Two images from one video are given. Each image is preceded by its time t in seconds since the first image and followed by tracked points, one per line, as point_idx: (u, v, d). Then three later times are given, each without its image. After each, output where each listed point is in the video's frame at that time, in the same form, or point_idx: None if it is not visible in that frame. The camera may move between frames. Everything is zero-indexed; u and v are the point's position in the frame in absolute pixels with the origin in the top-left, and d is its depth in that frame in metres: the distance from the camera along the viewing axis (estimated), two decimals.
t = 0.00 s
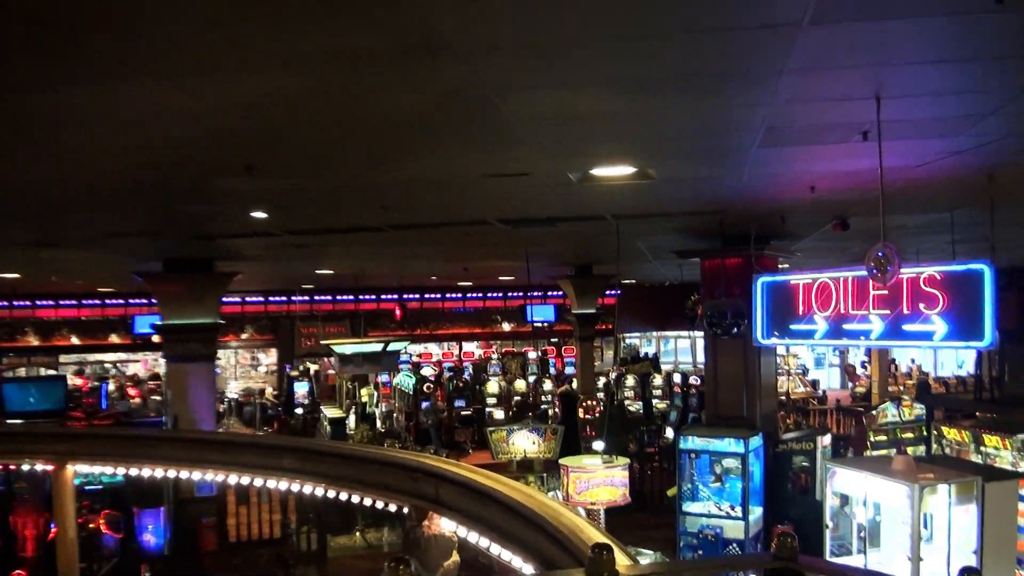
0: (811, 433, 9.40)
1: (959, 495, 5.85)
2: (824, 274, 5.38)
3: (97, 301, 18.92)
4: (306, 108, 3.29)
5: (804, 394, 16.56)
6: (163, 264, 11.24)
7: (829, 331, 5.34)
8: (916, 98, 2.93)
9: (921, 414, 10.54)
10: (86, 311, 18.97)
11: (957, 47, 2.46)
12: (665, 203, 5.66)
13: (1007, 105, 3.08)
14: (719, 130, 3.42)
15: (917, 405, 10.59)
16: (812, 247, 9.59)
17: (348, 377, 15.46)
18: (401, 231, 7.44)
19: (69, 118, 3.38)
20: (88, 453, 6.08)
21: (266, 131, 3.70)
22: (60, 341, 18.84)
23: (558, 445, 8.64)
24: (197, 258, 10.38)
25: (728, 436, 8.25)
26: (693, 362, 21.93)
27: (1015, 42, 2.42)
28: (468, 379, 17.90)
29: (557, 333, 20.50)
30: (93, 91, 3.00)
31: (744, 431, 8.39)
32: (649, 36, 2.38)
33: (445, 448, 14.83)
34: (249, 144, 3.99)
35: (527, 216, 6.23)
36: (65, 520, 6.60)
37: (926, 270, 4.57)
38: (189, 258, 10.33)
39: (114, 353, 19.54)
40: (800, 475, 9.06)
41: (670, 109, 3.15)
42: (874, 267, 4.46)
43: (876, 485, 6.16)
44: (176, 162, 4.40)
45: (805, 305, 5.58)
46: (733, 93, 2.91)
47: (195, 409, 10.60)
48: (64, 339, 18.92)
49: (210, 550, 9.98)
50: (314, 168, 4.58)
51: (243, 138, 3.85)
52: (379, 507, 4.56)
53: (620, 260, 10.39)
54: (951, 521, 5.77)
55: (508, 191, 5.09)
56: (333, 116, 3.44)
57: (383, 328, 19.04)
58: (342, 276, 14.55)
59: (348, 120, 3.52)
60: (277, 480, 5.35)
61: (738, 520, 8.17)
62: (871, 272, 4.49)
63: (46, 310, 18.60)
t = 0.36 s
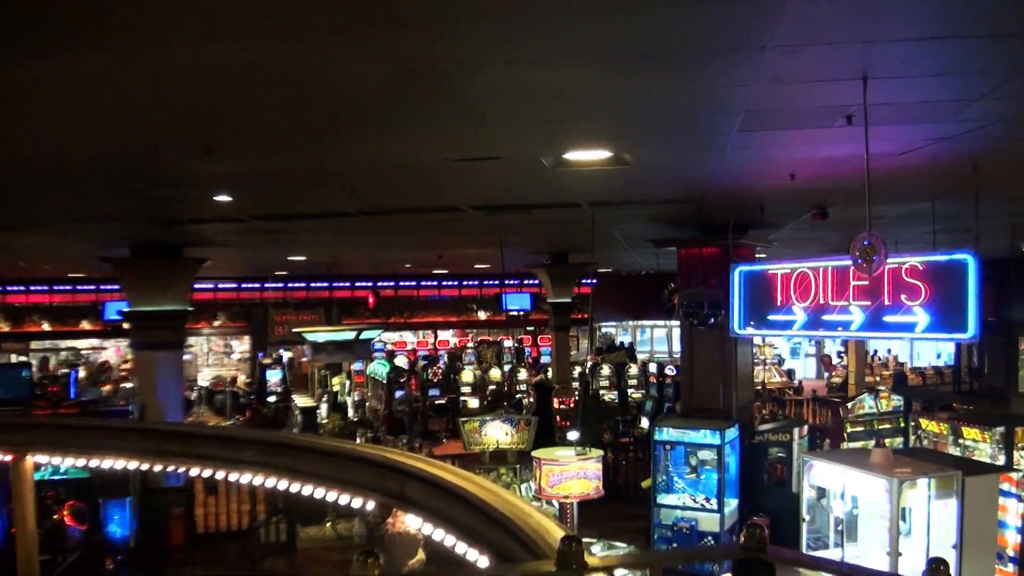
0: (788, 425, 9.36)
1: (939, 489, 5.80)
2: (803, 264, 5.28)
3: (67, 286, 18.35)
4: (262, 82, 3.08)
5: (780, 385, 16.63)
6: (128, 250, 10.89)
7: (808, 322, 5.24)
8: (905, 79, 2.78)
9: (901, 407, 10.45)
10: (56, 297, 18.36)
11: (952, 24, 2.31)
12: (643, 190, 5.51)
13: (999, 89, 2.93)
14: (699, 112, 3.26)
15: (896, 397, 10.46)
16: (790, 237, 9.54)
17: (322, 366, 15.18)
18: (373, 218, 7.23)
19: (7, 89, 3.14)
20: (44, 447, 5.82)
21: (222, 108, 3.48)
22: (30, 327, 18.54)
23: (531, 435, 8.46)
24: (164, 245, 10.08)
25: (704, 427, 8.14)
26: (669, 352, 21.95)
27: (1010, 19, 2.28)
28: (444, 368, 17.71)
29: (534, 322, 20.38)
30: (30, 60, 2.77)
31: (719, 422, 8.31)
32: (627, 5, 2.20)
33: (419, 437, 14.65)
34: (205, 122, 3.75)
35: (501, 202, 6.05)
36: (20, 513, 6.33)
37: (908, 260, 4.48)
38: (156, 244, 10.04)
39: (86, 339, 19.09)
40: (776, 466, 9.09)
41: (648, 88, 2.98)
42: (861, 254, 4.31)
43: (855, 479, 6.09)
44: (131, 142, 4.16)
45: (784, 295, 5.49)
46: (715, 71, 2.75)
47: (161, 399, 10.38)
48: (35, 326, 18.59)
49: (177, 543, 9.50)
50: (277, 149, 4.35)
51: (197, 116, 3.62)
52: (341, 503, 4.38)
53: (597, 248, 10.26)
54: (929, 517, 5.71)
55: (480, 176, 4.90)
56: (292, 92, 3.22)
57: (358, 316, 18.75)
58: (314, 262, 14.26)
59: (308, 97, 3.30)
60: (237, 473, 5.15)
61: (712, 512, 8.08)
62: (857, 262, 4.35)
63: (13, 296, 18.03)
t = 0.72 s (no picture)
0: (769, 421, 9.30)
1: (923, 487, 5.72)
2: (788, 258, 5.16)
3: (44, 274, 17.93)
4: (217, 55, 2.85)
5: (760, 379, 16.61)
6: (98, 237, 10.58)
7: (793, 317, 5.12)
8: (902, 63, 2.64)
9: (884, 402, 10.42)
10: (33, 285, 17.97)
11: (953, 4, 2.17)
12: (626, 179, 5.35)
13: (999, 76, 2.79)
14: (685, 94, 3.10)
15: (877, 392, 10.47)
16: (772, 230, 9.42)
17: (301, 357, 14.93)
18: (348, 206, 7.02)
19: None
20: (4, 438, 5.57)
21: (178, 85, 3.27)
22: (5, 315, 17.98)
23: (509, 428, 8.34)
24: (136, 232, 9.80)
25: (685, 422, 8.03)
26: (650, 346, 21.88)
27: None
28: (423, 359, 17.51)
29: (515, 313, 20.23)
30: None
31: (700, 417, 8.17)
32: None
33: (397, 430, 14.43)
34: (162, 100, 3.53)
35: (479, 191, 5.86)
36: None
37: (895, 254, 4.37)
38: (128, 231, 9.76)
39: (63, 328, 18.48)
40: (757, 461, 9.02)
41: (630, 67, 2.81)
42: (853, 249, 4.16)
43: (839, 476, 6.01)
44: (89, 121, 3.94)
45: (768, 288, 5.37)
46: (702, 49, 2.58)
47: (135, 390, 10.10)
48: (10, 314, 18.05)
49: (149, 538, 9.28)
50: (241, 130, 4.13)
51: (154, 93, 3.39)
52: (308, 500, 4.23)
53: (579, 239, 10.11)
54: (914, 516, 5.63)
55: (455, 163, 4.70)
56: (251, 68, 3.01)
57: (337, 307, 18.49)
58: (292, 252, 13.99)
59: (269, 73, 3.08)
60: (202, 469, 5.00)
61: (692, 508, 7.96)
62: (848, 256, 4.20)
63: None
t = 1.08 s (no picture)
0: (753, 415, 9.23)
1: (912, 485, 5.66)
2: (776, 250, 5.04)
3: (23, 263, 17.89)
4: (174, 28, 2.65)
5: (744, 373, 16.59)
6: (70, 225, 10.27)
7: (779, 310, 5.01)
8: (903, 43, 2.49)
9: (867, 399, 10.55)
10: (12, 273, 17.86)
11: None
12: (610, 168, 5.20)
13: (1001, 59, 2.66)
14: (673, 76, 2.93)
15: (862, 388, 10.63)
16: (758, 222, 9.32)
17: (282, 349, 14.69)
18: (325, 194, 6.81)
19: None
20: None
21: (134, 64, 3.07)
22: None
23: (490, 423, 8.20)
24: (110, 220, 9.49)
25: (668, 416, 7.94)
26: (633, 338, 21.83)
27: None
28: (405, 351, 17.33)
29: (499, 305, 20.07)
30: None
31: (684, 411, 8.07)
32: None
33: (377, 423, 14.22)
34: (122, 79, 3.31)
35: (460, 179, 5.67)
36: None
37: (885, 247, 4.27)
38: (100, 219, 9.46)
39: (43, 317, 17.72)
40: (740, 456, 9.02)
41: (617, 45, 2.63)
42: (848, 239, 3.70)
43: (825, 473, 5.96)
44: (45, 101, 3.72)
45: (754, 282, 5.25)
46: (693, 25, 2.41)
47: (108, 380, 9.66)
48: None
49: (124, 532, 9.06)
50: (208, 112, 3.93)
51: (110, 72, 3.19)
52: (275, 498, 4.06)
53: (563, 230, 9.95)
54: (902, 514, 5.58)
55: (434, 149, 4.52)
56: (211, 45, 2.83)
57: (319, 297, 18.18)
58: (271, 241, 13.72)
59: (232, 51, 2.90)
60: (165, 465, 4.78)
61: (674, 504, 7.86)
62: (842, 247, 3.74)
63: None
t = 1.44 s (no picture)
0: (738, 413, 9.12)
1: (900, 486, 5.58)
2: (765, 246, 4.91)
3: None
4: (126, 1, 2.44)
5: (728, 369, 16.54)
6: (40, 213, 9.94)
7: (767, 307, 4.88)
8: (905, 25, 2.35)
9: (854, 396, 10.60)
10: None
11: None
12: (595, 159, 5.03)
13: (1007, 45, 2.52)
14: (662, 59, 2.77)
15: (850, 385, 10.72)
16: (745, 217, 9.20)
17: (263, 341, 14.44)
18: (301, 184, 6.58)
19: None
20: None
21: (86, 41, 2.86)
22: None
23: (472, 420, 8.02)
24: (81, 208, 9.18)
25: (652, 414, 7.82)
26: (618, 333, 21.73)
27: None
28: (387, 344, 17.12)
29: (483, 298, 19.89)
30: None
31: (668, 409, 7.95)
32: None
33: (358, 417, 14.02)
34: (76, 58, 3.10)
35: (440, 168, 5.48)
36: None
37: (877, 243, 4.16)
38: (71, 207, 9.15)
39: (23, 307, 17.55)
40: (725, 454, 8.97)
41: (603, 25, 2.46)
42: (846, 233, 3.54)
43: (812, 473, 5.88)
44: None
45: (741, 277, 5.12)
46: (684, 3, 2.24)
47: (86, 373, 9.03)
48: None
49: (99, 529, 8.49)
50: (171, 96, 3.71)
51: (62, 49, 2.98)
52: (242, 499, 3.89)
53: (548, 223, 9.78)
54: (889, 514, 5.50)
55: (412, 137, 4.32)
56: (168, 21, 2.62)
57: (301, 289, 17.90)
58: (250, 232, 13.45)
59: (191, 27, 2.70)
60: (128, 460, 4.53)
61: (657, 503, 7.77)
62: (840, 242, 3.58)
63: None
